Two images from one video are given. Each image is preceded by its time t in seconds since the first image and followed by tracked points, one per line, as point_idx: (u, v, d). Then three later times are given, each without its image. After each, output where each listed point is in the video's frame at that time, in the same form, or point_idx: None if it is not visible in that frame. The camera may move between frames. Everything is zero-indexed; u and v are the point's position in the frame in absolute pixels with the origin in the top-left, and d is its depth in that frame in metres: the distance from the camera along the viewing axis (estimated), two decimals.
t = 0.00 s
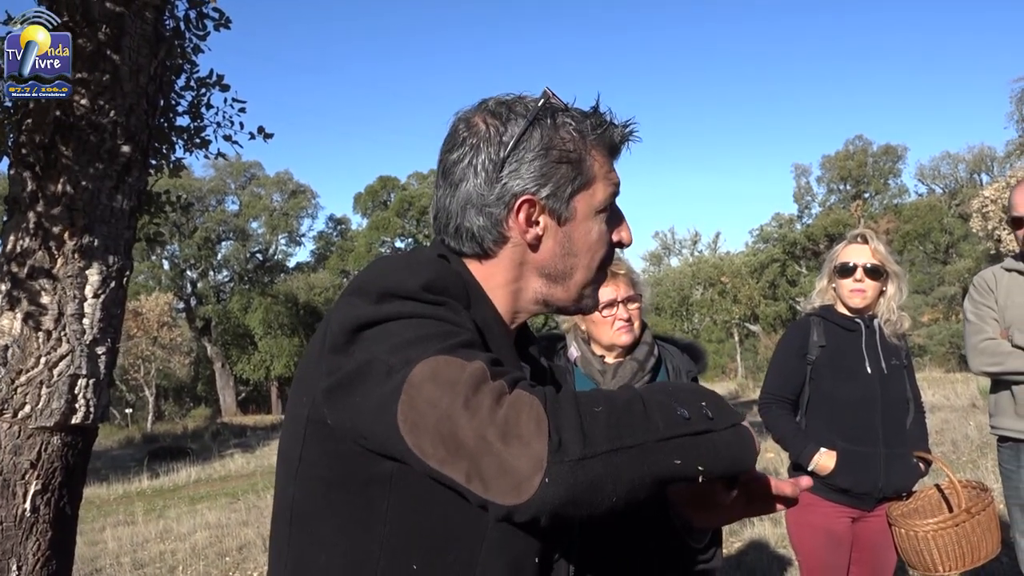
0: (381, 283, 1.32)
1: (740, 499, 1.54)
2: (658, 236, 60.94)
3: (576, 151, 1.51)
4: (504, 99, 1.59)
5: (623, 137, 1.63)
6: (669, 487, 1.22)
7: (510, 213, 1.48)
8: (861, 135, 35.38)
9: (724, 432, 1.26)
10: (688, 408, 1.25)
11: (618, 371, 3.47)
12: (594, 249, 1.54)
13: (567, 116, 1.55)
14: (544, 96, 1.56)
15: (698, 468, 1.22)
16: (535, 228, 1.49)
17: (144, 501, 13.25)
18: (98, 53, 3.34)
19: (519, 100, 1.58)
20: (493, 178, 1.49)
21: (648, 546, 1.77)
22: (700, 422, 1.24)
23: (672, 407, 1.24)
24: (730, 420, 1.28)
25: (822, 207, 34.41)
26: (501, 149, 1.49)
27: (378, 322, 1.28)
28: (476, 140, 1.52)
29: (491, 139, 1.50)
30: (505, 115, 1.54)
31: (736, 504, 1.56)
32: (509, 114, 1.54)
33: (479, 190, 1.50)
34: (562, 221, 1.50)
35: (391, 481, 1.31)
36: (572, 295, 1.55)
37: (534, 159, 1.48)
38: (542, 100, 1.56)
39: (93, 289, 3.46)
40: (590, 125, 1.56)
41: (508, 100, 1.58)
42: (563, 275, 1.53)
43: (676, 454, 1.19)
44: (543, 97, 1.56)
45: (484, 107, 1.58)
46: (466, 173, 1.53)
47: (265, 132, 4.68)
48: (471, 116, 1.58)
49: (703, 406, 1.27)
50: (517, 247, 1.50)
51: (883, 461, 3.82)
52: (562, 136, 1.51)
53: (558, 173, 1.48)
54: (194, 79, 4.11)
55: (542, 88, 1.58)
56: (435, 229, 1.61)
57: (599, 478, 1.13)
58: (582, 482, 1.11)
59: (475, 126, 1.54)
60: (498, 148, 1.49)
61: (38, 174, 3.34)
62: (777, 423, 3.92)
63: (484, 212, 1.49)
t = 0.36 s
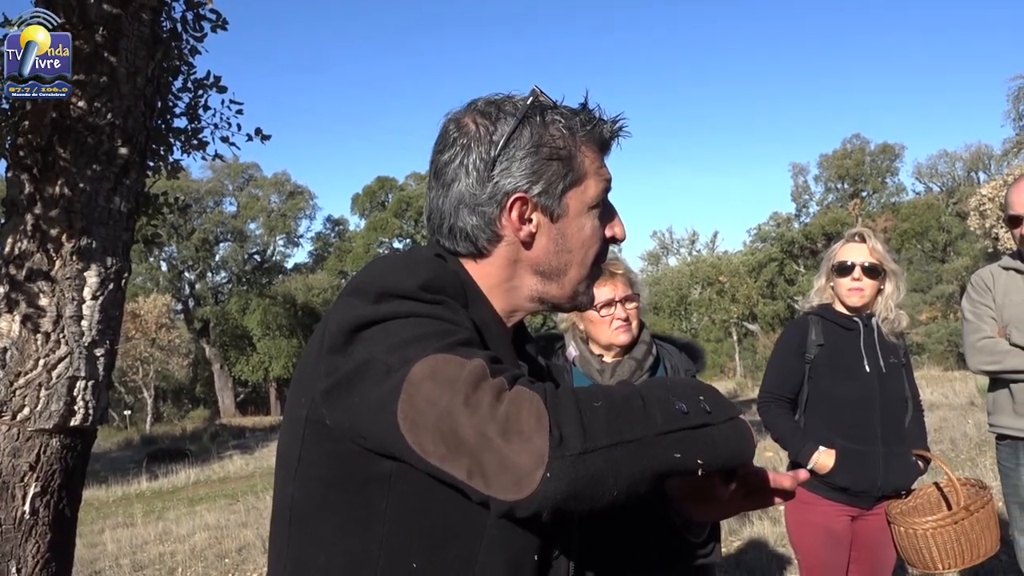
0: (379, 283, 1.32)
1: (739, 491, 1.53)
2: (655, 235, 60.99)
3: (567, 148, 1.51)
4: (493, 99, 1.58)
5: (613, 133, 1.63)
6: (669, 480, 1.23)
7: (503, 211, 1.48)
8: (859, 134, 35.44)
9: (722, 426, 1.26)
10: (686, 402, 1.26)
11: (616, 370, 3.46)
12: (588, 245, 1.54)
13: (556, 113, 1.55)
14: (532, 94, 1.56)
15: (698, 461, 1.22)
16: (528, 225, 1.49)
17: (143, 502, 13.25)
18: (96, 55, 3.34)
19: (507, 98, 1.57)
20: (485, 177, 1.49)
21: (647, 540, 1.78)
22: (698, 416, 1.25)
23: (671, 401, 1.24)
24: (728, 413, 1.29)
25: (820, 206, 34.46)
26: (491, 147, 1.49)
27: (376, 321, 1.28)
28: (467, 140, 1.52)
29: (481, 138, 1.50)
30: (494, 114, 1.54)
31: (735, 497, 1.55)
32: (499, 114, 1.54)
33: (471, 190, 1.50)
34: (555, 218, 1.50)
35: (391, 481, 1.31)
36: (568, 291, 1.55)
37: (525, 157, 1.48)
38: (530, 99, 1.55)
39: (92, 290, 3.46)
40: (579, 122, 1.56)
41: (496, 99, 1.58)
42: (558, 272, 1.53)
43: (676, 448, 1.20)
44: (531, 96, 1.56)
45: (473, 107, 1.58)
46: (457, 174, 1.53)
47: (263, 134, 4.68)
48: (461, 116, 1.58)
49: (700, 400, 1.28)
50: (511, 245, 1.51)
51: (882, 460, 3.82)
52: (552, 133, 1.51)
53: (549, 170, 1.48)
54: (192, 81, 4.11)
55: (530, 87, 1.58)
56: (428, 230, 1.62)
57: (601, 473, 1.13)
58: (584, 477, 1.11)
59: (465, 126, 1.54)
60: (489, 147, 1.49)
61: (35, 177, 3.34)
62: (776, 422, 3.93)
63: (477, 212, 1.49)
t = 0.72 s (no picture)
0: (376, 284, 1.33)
1: (736, 481, 1.52)
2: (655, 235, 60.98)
3: (556, 160, 1.48)
4: (481, 105, 1.56)
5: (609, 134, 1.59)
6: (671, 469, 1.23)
7: (491, 227, 1.48)
8: (858, 135, 35.45)
9: (721, 413, 1.26)
10: (683, 391, 1.25)
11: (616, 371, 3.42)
12: (581, 255, 1.52)
13: (546, 121, 1.51)
14: (519, 102, 1.53)
15: (697, 450, 1.22)
16: (517, 239, 1.49)
17: (143, 502, 13.25)
18: (97, 55, 3.34)
19: (495, 105, 1.55)
20: (471, 192, 1.49)
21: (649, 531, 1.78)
22: (696, 403, 1.25)
23: (669, 390, 1.24)
24: (726, 401, 1.29)
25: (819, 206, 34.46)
26: (478, 161, 1.48)
27: (373, 321, 1.28)
28: (454, 153, 1.51)
29: (468, 152, 1.49)
30: (480, 123, 1.52)
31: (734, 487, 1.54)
32: (486, 123, 1.51)
33: (458, 204, 1.50)
34: (543, 232, 1.49)
35: (390, 480, 1.31)
36: (562, 300, 1.56)
37: (513, 172, 1.47)
38: (516, 107, 1.52)
39: (92, 290, 3.45)
40: (571, 129, 1.53)
41: (483, 106, 1.55)
42: (550, 283, 1.53)
43: (675, 437, 1.20)
44: (518, 103, 1.53)
45: (460, 115, 1.56)
46: (445, 186, 1.53)
47: (264, 133, 4.68)
48: (449, 125, 1.56)
49: (698, 388, 1.27)
50: (499, 258, 1.51)
51: (883, 461, 3.82)
52: (540, 144, 1.49)
53: (538, 185, 1.47)
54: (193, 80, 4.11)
55: (519, 93, 1.55)
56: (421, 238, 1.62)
57: (602, 466, 1.13)
58: (585, 471, 1.11)
59: (454, 135, 1.53)
60: (476, 160, 1.48)
61: (36, 176, 3.34)
62: (776, 422, 3.93)
63: (464, 227, 1.49)
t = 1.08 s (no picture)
0: (359, 305, 1.30)
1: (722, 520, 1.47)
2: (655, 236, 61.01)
3: (552, 144, 1.49)
4: (476, 93, 1.57)
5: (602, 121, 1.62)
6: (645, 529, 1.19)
7: (487, 212, 1.48)
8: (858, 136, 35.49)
9: (704, 471, 1.18)
10: (664, 447, 1.18)
11: (616, 372, 3.42)
12: (578, 243, 1.53)
13: (539, 106, 1.53)
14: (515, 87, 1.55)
15: (672, 513, 1.16)
16: (515, 224, 1.49)
17: (143, 502, 13.27)
18: (98, 55, 3.34)
19: (490, 92, 1.56)
20: (468, 176, 1.49)
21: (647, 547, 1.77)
22: (676, 463, 1.17)
23: (646, 448, 1.17)
24: (711, 454, 1.19)
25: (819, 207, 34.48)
26: (474, 147, 1.49)
27: (354, 346, 1.26)
28: (450, 138, 1.52)
29: (463, 137, 1.50)
30: (476, 110, 1.53)
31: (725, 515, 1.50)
32: (482, 109, 1.53)
33: (455, 189, 1.50)
34: (542, 216, 1.49)
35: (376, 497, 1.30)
36: (560, 290, 1.55)
37: (509, 155, 1.48)
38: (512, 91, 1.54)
39: (92, 291, 3.46)
40: (564, 114, 1.55)
41: (479, 93, 1.57)
42: (548, 270, 1.52)
43: (647, 504, 1.15)
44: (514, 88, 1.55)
45: (455, 102, 1.58)
46: (440, 173, 1.53)
47: (264, 134, 4.69)
48: (444, 111, 1.57)
49: (681, 440, 1.19)
50: (497, 245, 1.51)
51: (884, 462, 3.82)
52: (535, 128, 1.50)
53: (535, 167, 1.47)
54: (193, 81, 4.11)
55: (514, 79, 1.57)
56: (416, 230, 1.62)
57: (567, 540, 1.10)
58: (548, 547, 1.09)
59: (448, 123, 1.54)
60: (471, 145, 1.49)
61: (37, 176, 3.35)
62: (776, 424, 3.94)
63: (462, 212, 1.49)
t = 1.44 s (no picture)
0: (323, 319, 1.29)
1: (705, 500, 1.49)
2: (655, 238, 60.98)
3: (498, 116, 1.56)
4: (419, 83, 1.64)
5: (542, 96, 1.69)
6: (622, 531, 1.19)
7: (445, 184, 1.51)
8: (858, 138, 35.49)
9: (675, 467, 1.18)
10: (633, 447, 1.18)
11: (616, 373, 3.42)
12: (537, 211, 1.57)
13: (481, 85, 1.61)
14: (456, 69, 1.62)
15: (647, 513, 1.16)
16: (473, 195, 1.53)
17: (142, 504, 13.25)
18: (98, 56, 3.34)
19: (432, 80, 1.63)
20: (422, 154, 1.54)
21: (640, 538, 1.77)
22: (646, 462, 1.17)
23: (615, 449, 1.17)
24: (682, 449, 1.20)
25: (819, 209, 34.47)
26: (424, 126, 1.53)
27: (320, 364, 1.26)
28: (398, 124, 1.56)
29: (412, 119, 1.55)
30: (421, 95, 1.59)
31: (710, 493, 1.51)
32: (427, 93, 1.59)
33: (412, 170, 1.54)
34: (498, 184, 1.53)
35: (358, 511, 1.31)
36: (527, 261, 1.58)
37: (457, 127, 1.53)
38: (454, 72, 1.61)
39: (93, 292, 3.46)
40: (505, 90, 1.61)
41: (422, 83, 1.63)
42: (512, 241, 1.56)
43: (620, 508, 1.14)
44: (455, 70, 1.62)
45: (400, 93, 1.64)
46: (394, 159, 1.57)
47: (264, 135, 4.70)
48: (390, 104, 1.62)
49: (650, 438, 1.20)
50: (459, 220, 1.54)
51: (885, 465, 3.82)
52: (479, 102, 1.56)
53: (484, 137, 1.53)
54: (194, 83, 4.11)
55: (454, 61, 1.64)
56: (380, 226, 1.64)
57: (539, 554, 1.10)
58: (520, 565, 1.10)
59: (395, 111, 1.59)
60: (421, 125, 1.54)
61: (37, 178, 3.34)
62: (776, 426, 3.94)
63: (420, 190, 1.53)
